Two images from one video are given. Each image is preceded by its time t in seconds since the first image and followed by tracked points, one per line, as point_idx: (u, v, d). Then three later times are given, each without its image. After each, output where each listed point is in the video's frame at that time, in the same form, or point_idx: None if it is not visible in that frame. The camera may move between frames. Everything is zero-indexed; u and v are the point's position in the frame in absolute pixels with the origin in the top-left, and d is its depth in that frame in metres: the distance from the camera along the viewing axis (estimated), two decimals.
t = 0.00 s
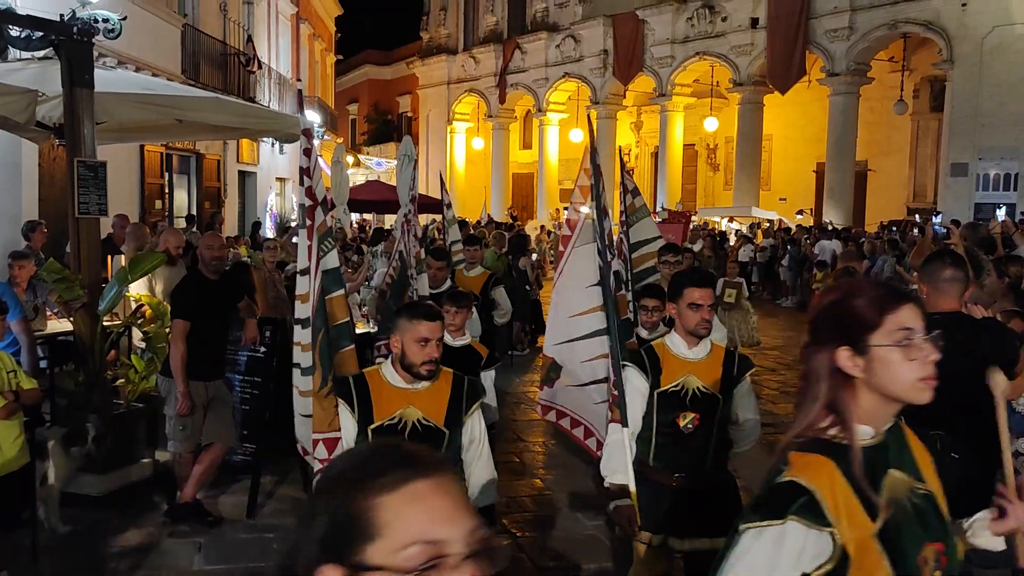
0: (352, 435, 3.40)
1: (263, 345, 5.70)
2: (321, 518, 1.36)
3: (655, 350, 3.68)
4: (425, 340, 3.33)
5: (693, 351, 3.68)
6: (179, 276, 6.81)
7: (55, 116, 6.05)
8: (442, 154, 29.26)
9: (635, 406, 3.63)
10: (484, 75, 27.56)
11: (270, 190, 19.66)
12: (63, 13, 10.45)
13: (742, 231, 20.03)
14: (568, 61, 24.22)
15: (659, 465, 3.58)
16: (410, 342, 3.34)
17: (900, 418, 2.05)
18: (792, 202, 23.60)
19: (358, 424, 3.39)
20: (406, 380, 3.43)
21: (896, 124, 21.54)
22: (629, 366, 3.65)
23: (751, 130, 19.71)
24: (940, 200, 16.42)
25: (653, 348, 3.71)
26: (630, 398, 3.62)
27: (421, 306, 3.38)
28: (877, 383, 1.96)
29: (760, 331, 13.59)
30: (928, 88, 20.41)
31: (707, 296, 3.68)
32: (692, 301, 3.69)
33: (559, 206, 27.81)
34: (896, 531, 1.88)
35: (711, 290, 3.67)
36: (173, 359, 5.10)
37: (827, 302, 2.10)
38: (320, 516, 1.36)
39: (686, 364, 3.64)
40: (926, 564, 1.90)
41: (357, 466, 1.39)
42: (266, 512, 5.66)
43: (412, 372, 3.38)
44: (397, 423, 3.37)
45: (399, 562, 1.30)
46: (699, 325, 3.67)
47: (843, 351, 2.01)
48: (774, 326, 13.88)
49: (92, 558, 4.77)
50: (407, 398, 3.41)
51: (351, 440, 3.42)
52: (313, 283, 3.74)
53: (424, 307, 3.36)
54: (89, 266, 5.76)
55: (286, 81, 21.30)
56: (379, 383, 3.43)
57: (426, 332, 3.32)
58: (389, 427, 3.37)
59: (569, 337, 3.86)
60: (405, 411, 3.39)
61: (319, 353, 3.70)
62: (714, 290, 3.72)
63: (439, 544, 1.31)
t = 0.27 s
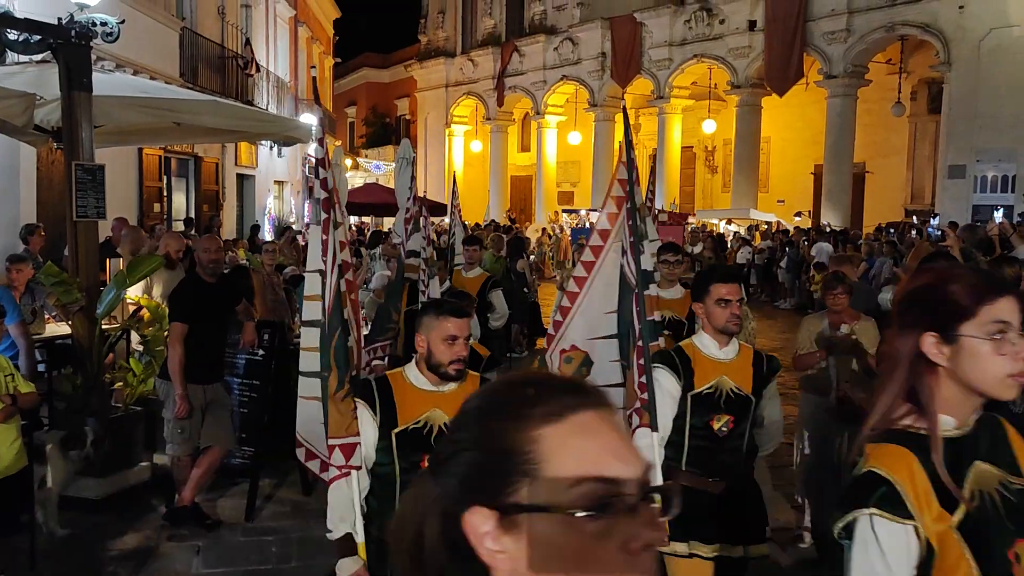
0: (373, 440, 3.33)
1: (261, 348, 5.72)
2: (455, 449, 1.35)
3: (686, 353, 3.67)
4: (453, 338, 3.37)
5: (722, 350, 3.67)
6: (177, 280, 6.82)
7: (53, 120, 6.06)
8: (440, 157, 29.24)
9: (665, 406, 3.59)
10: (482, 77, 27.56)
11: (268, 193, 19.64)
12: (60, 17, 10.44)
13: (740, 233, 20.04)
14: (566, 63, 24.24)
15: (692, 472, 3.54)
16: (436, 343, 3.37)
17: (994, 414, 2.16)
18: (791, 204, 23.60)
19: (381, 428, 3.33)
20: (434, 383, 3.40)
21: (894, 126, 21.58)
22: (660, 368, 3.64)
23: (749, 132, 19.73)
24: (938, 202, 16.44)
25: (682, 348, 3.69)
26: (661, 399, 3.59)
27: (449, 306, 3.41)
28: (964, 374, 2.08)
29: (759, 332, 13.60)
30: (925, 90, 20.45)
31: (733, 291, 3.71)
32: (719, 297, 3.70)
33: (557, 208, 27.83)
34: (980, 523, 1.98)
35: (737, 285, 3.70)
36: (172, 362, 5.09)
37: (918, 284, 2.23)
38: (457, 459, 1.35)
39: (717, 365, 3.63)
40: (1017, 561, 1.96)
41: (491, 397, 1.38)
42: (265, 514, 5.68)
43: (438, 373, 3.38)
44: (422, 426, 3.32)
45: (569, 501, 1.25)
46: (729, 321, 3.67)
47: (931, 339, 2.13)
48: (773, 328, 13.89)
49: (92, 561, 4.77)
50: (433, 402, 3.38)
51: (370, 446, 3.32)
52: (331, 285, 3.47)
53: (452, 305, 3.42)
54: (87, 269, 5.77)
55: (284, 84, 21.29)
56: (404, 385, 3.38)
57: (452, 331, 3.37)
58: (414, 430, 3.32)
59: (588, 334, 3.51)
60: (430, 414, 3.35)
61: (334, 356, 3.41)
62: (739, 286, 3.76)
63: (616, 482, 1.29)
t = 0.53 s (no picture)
0: (388, 458, 2.98)
1: (258, 351, 5.71)
2: (544, 469, 1.13)
3: (716, 358, 3.63)
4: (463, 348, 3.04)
5: (748, 356, 3.63)
6: (174, 282, 6.80)
7: (50, 122, 6.05)
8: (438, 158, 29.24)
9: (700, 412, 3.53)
10: (480, 79, 27.57)
11: (266, 195, 19.64)
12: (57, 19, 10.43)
13: (738, 234, 20.05)
14: (564, 65, 24.25)
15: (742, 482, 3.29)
16: (447, 350, 3.04)
17: None
18: (789, 205, 23.62)
19: (395, 443, 2.98)
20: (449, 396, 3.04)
21: (891, 128, 21.60)
22: (692, 375, 3.61)
23: (747, 134, 19.74)
24: (935, 203, 16.47)
25: (712, 356, 3.64)
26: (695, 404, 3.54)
27: (464, 312, 3.10)
28: None
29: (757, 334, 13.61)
30: (922, 91, 20.48)
31: (759, 295, 3.61)
32: (746, 302, 3.59)
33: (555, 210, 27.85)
34: None
35: (762, 289, 3.60)
36: (168, 365, 5.09)
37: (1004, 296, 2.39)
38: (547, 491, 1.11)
39: (747, 372, 3.61)
40: None
41: (592, 417, 1.13)
42: (262, 517, 5.66)
43: (452, 384, 3.03)
44: (440, 442, 2.97)
45: (703, 556, 1.06)
46: (757, 328, 3.58)
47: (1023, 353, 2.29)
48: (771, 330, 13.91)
49: (89, 564, 4.76)
50: (451, 415, 3.01)
51: (383, 464, 2.98)
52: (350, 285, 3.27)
53: (465, 309, 3.11)
54: (84, 271, 5.76)
55: (281, 86, 21.31)
56: (418, 396, 3.04)
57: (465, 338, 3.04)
58: (430, 447, 2.97)
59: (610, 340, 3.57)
60: (449, 428, 2.99)
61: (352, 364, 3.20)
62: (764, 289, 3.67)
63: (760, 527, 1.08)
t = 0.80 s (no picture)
0: (399, 491, 2.87)
1: (258, 353, 5.71)
2: (649, 553, 1.08)
3: (754, 368, 3.42)
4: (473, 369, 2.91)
5: (779, 365, 3.45)
6: (174, 284, 6.80)
7: (49, 125, 6.05)
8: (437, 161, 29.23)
9: (734, 424, 3.35)
10: (479, 82, 27.57)
11: (265, 197, 19.65)
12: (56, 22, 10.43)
13: (738, 237, 20.07)
14: (563, 68, 24.25)
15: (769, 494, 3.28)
16: (458, 374, 2.87)
17: None
18: (788, 207, 23.62)
19: (409, 476, 2.85)
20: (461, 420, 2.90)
21: (890, 130, 21.61)
22: (734, 387, 3.39)
23: (746, 136, 19.76)
24: (934, 205, 16.49)
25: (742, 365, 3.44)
26: (731, 415, 3.34)
27: (472, 332, 2.94)
28: None
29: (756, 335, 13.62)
30: (921, 94, 20.50)
31: (791, 303, 3.46)
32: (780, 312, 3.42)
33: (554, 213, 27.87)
34: None
35: (793, 297, 3.45)
36: (167, 367, 5.08)
37: None
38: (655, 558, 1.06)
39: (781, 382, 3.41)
40: None
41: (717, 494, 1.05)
42: (261, 520, 5.65)
43: (463, 410, 2.89)
44: (460, 471, 2.85)
45: None
46: (793, 339, 3.43)
47: None
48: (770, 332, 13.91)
49: (89, 567, 4.76)
50: (466, 442, 2.89)
51: (393, 498, 2.88)
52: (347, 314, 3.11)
53: (474, 330, 2.95)
54: (84, 274, 5.76)
55: (281, 89, 21.33)
56: (429, 423, 2.90)
57: (478, 362, 2.87)
58: (449, 478, 2.85)
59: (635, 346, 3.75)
60: (465, 457, 2.87)
61: (358, 390, 3.05)
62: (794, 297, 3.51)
63: None
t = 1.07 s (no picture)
0: (412, 523, 2.60)
1: (259, 356, 5.70)
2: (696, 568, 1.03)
3: (806, 370, 3.10)
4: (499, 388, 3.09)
5: (832, 366, 3.14)
6: (175, 287, 6.80)
7: (51, 128, 6.07)
8: (438, 163, 29.24)
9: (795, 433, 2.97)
10: (480, 85, 27.60)
11: (267, 200, 19.68)
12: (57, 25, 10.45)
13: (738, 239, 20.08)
14: (563, 71, 24.27)
15: (820, 503, 3.09)
16: (471, 392, 2.62)
17: None
18: (789, 209, 23.64)
19: (422, 507, 2.60)
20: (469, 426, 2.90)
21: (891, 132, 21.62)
22: (793, 394, 3.04)
23: (746, 139, 19.78)
24: (935, 208, 16.51)
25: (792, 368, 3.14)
26: (789, 423, 2.98)
27: (485, 343, 2.70)
28: None
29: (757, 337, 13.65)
30: (922, 96, 20.51)
31: (841, 298, 3.17)
32: (829, 307, 3.16)
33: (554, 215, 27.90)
34: None
35: (844, 291, 3.17)
36: (169, 370, 5.08)
37: None
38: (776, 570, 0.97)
39: (836, 384, 3.11)
40: None
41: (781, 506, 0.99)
42: (263, 523, 5.65)
43: (478, 431, 2.65)
44: (477, 498, 2.62)
45: None
46: (843, 335, 3.15)
47: None
48: (770, 334, 13.93)
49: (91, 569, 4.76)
50: (482, 465, 2.66)
51: (407, 531, 2.60)
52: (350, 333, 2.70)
53: (487, 341, 2.70)
54: (86, 277, 5.76)
55: (282, 92, 21.37)
56: (442, 447, 2.66)
57: (491, 376, 2.62)
58: (467, 505, 2.61)
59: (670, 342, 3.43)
60: (482, 480, 2.63)
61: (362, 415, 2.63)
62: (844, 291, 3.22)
63: None
